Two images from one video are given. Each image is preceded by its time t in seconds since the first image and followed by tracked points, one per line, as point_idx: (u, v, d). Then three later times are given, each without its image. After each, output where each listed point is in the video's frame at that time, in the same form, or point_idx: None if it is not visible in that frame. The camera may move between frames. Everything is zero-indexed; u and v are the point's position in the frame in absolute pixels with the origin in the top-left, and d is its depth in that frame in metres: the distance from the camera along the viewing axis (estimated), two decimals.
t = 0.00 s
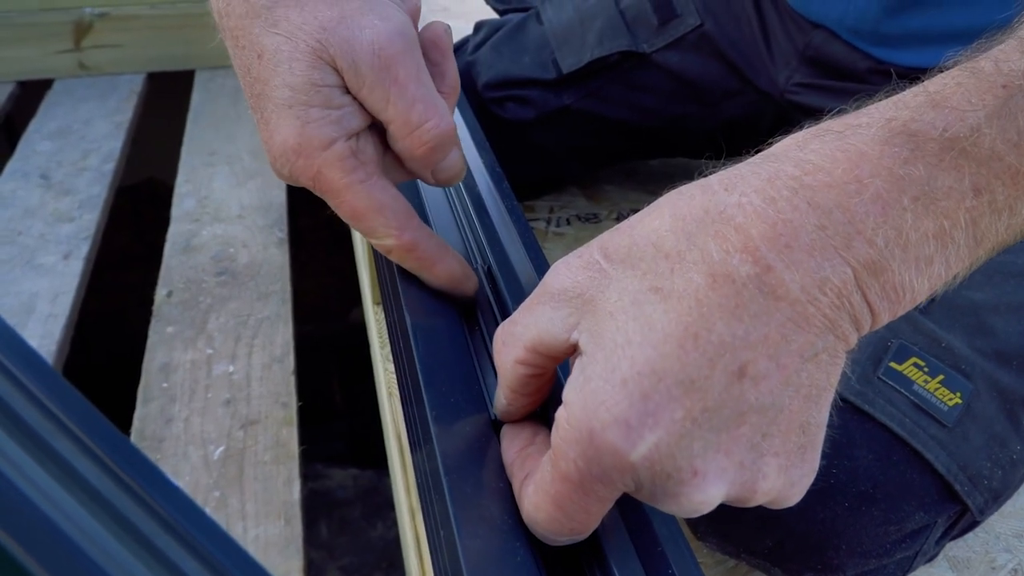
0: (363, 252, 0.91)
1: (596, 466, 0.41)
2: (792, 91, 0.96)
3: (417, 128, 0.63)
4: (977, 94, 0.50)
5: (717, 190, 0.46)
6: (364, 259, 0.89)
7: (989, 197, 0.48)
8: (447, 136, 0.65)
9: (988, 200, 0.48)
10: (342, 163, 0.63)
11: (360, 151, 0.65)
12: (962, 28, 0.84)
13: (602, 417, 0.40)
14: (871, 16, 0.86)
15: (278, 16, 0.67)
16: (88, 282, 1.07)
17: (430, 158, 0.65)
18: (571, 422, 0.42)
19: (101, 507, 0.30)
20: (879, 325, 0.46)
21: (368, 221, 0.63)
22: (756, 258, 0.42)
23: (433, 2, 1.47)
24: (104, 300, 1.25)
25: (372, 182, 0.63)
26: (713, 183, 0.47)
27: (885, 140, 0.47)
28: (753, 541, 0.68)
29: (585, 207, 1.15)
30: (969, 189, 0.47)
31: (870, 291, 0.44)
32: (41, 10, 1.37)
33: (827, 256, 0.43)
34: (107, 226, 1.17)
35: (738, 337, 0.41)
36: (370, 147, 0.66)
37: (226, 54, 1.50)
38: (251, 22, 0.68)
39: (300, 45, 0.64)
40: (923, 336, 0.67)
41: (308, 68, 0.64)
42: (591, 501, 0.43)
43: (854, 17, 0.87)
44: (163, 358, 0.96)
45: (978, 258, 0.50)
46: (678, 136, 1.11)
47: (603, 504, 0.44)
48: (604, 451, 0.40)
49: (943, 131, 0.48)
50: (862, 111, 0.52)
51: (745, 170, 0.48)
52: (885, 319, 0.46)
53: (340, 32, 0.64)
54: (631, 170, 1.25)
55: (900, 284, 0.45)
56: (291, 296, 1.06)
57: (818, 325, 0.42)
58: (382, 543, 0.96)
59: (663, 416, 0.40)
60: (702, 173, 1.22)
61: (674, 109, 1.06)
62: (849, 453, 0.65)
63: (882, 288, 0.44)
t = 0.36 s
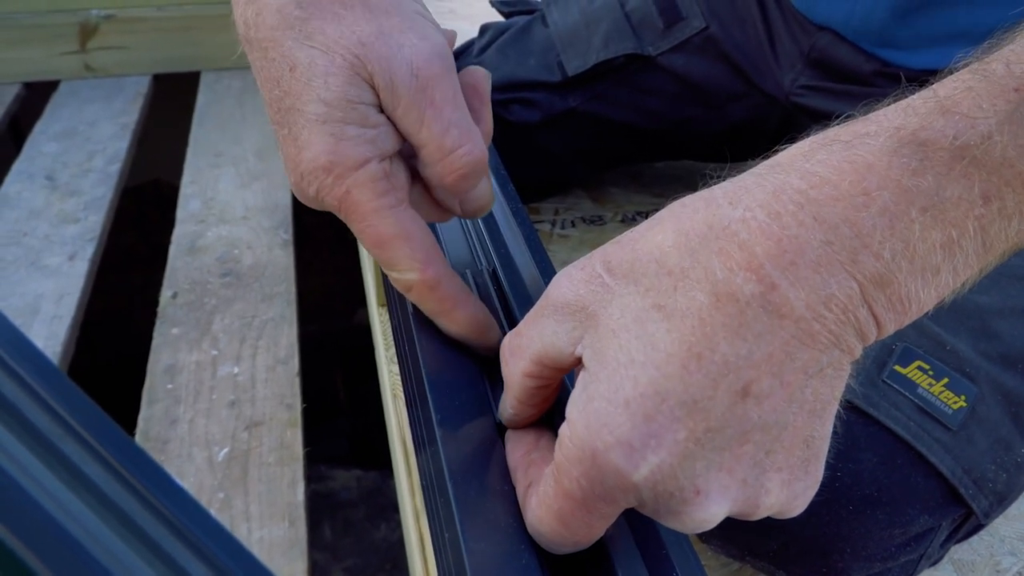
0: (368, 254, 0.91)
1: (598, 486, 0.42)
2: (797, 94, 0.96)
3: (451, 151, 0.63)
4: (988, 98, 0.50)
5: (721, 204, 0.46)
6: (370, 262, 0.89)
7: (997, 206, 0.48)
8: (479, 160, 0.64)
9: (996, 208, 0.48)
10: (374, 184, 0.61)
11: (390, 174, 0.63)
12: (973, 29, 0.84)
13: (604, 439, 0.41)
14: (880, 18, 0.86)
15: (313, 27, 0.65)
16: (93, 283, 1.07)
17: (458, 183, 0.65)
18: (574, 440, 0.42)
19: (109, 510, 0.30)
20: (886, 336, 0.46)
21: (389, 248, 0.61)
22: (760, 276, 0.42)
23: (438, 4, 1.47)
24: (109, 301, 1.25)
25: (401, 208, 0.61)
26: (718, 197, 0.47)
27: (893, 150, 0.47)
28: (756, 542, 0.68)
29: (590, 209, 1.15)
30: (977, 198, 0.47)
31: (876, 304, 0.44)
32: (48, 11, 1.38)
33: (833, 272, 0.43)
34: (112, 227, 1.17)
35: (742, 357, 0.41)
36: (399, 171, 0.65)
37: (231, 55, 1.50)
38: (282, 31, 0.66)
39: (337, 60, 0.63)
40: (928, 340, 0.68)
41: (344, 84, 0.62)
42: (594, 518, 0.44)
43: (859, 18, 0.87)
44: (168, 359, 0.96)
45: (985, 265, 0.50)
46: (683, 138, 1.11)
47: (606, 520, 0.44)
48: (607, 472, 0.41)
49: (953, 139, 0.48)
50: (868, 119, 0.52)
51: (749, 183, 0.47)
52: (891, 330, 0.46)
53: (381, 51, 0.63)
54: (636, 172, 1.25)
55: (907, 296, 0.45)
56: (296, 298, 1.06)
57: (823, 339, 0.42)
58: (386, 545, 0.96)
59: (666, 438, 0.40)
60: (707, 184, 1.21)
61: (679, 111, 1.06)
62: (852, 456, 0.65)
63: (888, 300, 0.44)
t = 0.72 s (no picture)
0: (366, 256, 0.91)
1: (591, 493, 0.42)
2: (793, 95, 0.96)
3: (427, 112, 0.65)
4: (984, 109, 0.50)
5: (717, 213, 0.46)
6: (366, 265, 0.90)
7: (992, 213, 0.48)
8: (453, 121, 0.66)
9: (991, 216, 0.48)
10: (354, 142, 0.64)
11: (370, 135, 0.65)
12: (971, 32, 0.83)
13: (598, 448, 0.41)
14: (875, 23, 0.86)
15: None
16: (90, 285, 1.07)
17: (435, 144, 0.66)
18: (567, 449, 0.43)
19: (101, 516, 0.30)
20: (879, 344, 0.46)
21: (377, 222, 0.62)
22: (755, 286, 0.42)
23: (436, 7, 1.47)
24: (107, 303, 1.25)
25: (378, 166, 0.64)
26: (713, 205, 0.47)
27: (889, 161, 0.47)
28: (752, 543, 0.68)
29: (586, 212, 1.16)
30: (972, 208, 0.47)
31: (870, 313, 0.44)
32: (45, 13, 1.38)
33: (827, 283, 0.43)
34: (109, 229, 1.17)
35: (735, 366, 0.41)
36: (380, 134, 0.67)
37: (228, 57, 1.50)
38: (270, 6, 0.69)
39: (319, 30, 0.66)
40: (923, 341, 0.68)
41: (324, 51, 0.65)
42: (587, 525, 0.44)
43: (854, 20, 0.88)
44: (166, 362, 0.96)
45: (980, 272, 0.50)
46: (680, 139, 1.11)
47: (598, 527, 0.45)
48: (600, 480, 0.41)
49: (949, 150, 0.48)
50: (864, 127, 0.52)
51: (747, 193, 0.47)
52: (885, 338, 0.46)
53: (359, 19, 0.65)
54: (633, 174, 1.25)
55: (902, 304, 0.45)
56: (294, 301, 1.07)
57: (818, 347, 0.42)
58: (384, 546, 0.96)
59: (659, 447, 0.41)
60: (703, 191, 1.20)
61: (676, 112, 1.07)
62: (848, 457, 0.65)
63: (882, 310, 0.44)
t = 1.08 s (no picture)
0: (365, 251, 0.91)
1: (598, 489, 0.42)
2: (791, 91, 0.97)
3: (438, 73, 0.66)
4: (990, 112, 0.50)
5: (725, 211, 0.46)
6: (365, 262, 0.90)
7: (997, 214, 0.48)
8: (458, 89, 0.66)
9: (996, 218, 0.48)
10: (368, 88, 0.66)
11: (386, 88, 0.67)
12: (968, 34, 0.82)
13: (606, 443, 0.41)
14: (869, 21, 0.86)
15: None
16: (89, 283, 1.07)
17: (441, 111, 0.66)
18: (574, 443, 0.42)
19: (99, 517, 0.30)
20: (882, 341, 0.46)
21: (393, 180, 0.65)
22: (764, 283, 0.42)
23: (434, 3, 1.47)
24: (107, 301, 1.25)
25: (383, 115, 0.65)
26: (721, 202, 0.47)
27: (897, 161, 0.47)
28: (752, 539, 0.68)
29: (586, 208, 1.15)
30: (978, 210, 0.47)
31: (876, 313, 0.44)
32: (44, 10, 1.38)
33: (836, 281, 0.43)
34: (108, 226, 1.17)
35: (743, 363, 0.41)
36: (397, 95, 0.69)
37: (225, 53, 1.50)
38: None
39: None
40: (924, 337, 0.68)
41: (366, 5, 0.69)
42: (592, 519, 0.44)
43: (850, 16, 0.88)
44: (166, 359, 0.96)
45: (983, 273, 0.50)
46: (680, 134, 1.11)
47: (602, 522, 0.45)
48: (607, 475, 0.41)
49: (956, 151, 0.48)
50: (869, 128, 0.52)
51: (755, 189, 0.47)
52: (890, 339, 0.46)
53: None
54: (633, 170, 1.25)
55: (907, 303, 0.45)
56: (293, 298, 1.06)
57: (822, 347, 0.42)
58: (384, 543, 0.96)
59: (667, 442, 0.41)
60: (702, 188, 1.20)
61: (675, 108, 1.07)
62: (849, 453, 0.65)
63: (888, 309, 0.44)
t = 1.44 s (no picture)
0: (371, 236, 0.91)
1: (678, 338, 0.37)
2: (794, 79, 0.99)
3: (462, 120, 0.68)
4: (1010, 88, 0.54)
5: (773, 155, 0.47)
6: (371, 246, 0.90)
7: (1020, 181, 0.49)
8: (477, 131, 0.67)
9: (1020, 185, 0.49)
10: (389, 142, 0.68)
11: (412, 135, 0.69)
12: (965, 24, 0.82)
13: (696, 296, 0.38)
14: (861, 17, 0.90)
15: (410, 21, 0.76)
16: (95, 267, 1.07)
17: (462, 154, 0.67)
18: (656, 300, 0.39)
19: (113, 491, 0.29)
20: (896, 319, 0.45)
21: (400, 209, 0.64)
22: (824, 198, 0.43)
23: None
24: (113, 287, 1.25)
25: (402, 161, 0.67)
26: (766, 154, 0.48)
27: (922, 125, 0.49)
28: (758, 522, 0.68)
29: (592, 191, 1.15)
30: (1001, 173, 0.49)
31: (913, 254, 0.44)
32: None
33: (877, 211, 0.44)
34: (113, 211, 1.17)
35: (812, 255, 0.40)
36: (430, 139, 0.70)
37: (228, 38, 1.50)
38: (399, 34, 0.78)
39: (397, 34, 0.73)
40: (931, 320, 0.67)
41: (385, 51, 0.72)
42: (657, 391, 0.39)
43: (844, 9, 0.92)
44: (173, 343, 0.96)
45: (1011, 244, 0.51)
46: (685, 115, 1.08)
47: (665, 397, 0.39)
48: (689, 323, 0.37)
49: (975, 118, 0.51)
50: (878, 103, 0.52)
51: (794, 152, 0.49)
52: (926, 289, 0.46)
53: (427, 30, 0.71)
54: (637, 154, 1.24)
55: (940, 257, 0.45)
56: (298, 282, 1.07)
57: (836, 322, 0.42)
58: (390, 526, 0.97)
59: (750, 303, 0.38)
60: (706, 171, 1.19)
61: (680, 91, 1.05)
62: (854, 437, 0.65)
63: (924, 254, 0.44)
